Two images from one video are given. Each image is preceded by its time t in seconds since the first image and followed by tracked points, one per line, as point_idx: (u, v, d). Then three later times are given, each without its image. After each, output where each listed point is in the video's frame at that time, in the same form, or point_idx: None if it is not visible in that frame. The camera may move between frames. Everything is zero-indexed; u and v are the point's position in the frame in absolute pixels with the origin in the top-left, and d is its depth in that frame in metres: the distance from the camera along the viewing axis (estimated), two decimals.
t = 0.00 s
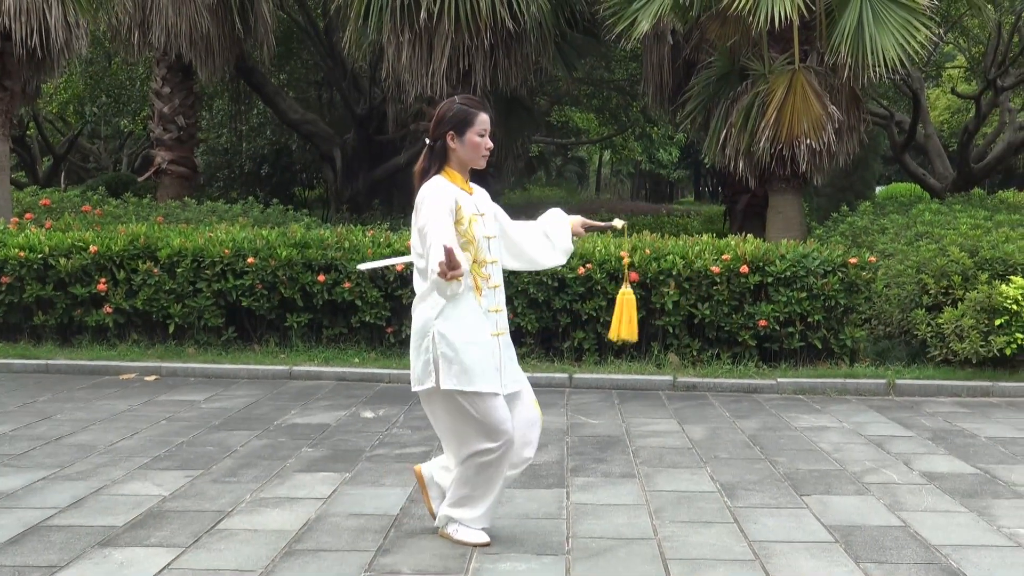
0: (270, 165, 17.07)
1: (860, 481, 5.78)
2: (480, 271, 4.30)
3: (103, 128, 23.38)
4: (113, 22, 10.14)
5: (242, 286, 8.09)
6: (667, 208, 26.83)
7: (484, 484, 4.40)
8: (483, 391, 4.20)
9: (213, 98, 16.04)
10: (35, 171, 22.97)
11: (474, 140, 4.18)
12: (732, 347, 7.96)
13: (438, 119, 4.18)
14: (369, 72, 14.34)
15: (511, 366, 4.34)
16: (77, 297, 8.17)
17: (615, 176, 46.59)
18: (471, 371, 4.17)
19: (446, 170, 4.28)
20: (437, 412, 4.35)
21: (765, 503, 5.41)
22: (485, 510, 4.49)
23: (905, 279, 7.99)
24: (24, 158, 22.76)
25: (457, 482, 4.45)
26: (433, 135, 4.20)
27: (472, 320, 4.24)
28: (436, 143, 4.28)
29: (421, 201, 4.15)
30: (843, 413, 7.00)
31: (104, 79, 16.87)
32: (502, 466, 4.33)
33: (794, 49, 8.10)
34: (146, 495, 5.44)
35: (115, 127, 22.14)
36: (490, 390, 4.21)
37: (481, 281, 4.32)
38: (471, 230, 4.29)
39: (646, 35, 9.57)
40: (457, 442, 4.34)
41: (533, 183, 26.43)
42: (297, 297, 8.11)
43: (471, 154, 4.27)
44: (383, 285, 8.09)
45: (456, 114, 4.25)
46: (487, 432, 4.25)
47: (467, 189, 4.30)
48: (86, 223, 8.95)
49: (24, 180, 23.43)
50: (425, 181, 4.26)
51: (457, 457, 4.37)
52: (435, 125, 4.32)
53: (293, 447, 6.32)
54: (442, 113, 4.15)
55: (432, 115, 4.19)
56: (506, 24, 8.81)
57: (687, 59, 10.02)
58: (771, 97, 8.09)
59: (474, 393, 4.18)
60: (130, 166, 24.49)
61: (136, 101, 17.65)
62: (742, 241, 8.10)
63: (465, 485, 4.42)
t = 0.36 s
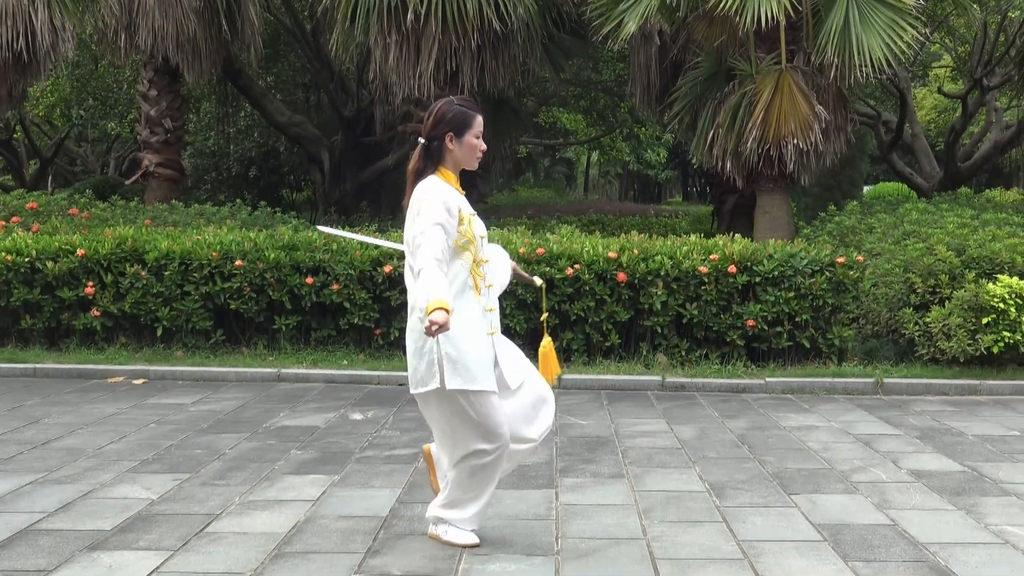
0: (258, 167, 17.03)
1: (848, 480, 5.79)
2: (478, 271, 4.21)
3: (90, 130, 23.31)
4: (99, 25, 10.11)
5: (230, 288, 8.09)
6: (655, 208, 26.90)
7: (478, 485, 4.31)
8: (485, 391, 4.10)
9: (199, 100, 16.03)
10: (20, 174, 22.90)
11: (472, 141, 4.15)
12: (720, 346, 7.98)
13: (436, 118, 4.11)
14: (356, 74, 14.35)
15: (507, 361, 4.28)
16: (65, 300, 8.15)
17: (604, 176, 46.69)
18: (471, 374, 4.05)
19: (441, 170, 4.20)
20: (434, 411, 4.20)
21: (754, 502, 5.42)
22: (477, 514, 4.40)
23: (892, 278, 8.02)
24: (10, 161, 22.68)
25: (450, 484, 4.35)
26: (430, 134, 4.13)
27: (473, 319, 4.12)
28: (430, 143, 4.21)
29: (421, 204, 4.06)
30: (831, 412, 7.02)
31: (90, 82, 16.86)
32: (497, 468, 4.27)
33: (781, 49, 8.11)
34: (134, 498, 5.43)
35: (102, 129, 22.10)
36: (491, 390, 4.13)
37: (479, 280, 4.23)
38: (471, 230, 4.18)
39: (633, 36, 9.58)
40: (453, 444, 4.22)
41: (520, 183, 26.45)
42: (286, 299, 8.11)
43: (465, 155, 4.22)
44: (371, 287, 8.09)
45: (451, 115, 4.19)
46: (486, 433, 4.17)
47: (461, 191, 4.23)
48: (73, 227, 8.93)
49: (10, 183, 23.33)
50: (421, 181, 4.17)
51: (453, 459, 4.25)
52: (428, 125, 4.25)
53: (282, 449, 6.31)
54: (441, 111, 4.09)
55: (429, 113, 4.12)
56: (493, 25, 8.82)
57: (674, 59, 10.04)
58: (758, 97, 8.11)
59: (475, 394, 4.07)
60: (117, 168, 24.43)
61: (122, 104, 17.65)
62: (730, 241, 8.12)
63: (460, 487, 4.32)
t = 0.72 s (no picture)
0: (247, 167, 17.01)
1: (837, 479, 5.79)
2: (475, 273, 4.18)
3: (79, 131, 23.27)
4: (86, 27, 10.10)
5: (219, 289, 8.09)
6: (645, 207, 26.96)
7: (477, 481, 4.34)
8: (486, 393, 4.10)
9: (187, 102, 16.01)
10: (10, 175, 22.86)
11: (471, 143, 4.09)
12: (709, 346, 8.00)
13: (436, 119, 4.01)
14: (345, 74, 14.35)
15: (504, 357, 4.27)
16: (53, 302, 8.14)
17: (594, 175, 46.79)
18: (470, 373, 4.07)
19: (438, 173, 4.08)
20: (433, 411, 4.18)
21: (743, 502, 5.42)
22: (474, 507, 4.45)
23: (881, 277, 8.03)
24: None
25: (447, 481, 4.36)
26: (430, 135, 4.02)
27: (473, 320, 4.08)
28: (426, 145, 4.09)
29: (424, 207, 3.93)
30: (820, 411, 7.03)
31: (78, 83, 16.85)
32: (495, 466, 4.29)
33: (769, 48, 8.13)
34: (123, 501, 5.42)
35: (91, 131, 22.06)
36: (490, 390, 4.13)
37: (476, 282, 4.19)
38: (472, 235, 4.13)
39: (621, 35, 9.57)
40: (452, 444, 4.21)
41: (510, 182, 26.49)
42: (275, 300, 8.11)
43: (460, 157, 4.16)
44: (360, 287, 8.10)
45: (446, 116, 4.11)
46: (486, 435, 4.16)
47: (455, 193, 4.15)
48: (62, 228, 8.92)
49: None
50: (421, 183, 4.03)
51: (451, 459, 4.25)
52: (422, 127, 4.12)
53: (271, 451, 6.30)
54: (441, 112, 4.00)
55: (428, 114, 4.00)
56: (481, 26, 8.82)
57: (662, 59, 10.06)
58: (746, 96, 8.12)
59: (476, 397, 4.06)
60: (106, 170, 24.41)
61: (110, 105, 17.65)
62: (719, 241, 8.13)
63: (458, 484, 4.34)
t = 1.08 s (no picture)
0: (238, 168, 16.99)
1: (826, 480, 5.79)
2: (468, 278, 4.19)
3: (69, 132, 23.21)
4: (76, 27, 10.08)
5: (208, 290, 8.08)
6: (636, 208, 27.02)
7: (469, 487, 4.37)
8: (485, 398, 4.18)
9: (177, 102, 15.96)
10: None
11: (462, 153, 4.13)
12: (699, 347, 8.00)
13: (434, 127, 3.98)
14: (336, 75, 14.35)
15: (495, 360, 4.37)
16: (42, 303, 8.12)
17: (586, 176, 46.86)
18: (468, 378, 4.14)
19: (434, 182, 4.05)
20: (434, 416, 4.22)
21: (732, 503, 5.42)
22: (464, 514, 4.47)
23: (870, 278, 8.05)
24: None
25: (441, 485, 4.38)
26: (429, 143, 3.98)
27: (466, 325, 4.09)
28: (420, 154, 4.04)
29: (428, 214, 3.89)
30: (809, 412, 7.04)
31: (68, 83, 16.82)
32: (491, 472, 4.34)
33: (759, 49, 8.14)
34: (110, 502, 5.40)
35: (81, 131, 22.02)
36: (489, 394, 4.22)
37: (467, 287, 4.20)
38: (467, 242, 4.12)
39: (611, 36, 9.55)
40: (450, 448, 4.25)
41: (501, 183, 26.51)
42: (264, 301, 8.10)
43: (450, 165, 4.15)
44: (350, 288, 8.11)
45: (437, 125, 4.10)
46: (487, 439, 4.23)
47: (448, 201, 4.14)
48: (50, 229, 8.89)
49: None
50: (420, 192, 3.96)
51: (449, 464, 4.28)
52: (413, 135, 4.06)
53: (259, 451, 6.29)
54: (440, 120, 3.99)
55: (427, 121, 3.97)
56: (471, 27, 8.82)
57: (653, 60, 10.06)
58: (736, 98, 8.13)
59: (479, 401, 4.12)
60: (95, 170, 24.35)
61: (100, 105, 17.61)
62: (709, 242, 8.13)
63: (452, 489, 4.36)
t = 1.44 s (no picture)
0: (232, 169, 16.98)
1: (821, 480, 5.78)
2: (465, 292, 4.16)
3: (61, 133, 23.17)
4: (69, 28, 10.07)
5: (202, 291, 8.07)
6: (629, 208, 27.05)
7: (472, 490, 4.43)
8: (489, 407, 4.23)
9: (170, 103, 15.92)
10: None
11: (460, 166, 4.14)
12: (694, 346, 8.00)
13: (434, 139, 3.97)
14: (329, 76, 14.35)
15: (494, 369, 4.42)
16: (36, 305, 8.11)
17: (580, 176, 46.91)
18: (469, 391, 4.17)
19: (433, 193, 4.04)
20: (439, 423, 4.26)
21: (727, 503, 5.41)
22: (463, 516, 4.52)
23: (865, 277, 8.06)
24: None
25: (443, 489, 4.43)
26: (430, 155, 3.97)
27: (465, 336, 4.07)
28: (419, 166, 4.02)
29: (428, 226, 3.85)
30: (803, 412, 7.04)
31: (61, 84, 16.80)
32: (494, 478, 4.40)
33: (753, 49, 8.15)
34: (105, 504, 5.39)
35: (75, 133, 22.03)
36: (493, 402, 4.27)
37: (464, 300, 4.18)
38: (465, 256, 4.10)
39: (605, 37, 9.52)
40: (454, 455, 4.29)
41: (495, 183, 26.52)
42: (259, 302, 8.10)
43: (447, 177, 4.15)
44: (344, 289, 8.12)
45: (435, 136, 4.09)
46: (492, 447, 4.28)
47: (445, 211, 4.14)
48: (44, 230, 8.88)
49: None
50: (420, 203, 3.93)
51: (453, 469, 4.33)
52: (412, 148, 4.05)
53: (254, 453, 6.27)
54: (440, 132, 3.99)
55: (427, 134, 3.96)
56: (465, 27, 8.83)
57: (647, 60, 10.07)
58: (730, 97, 8.14)
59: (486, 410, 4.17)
60: (88, 171, 24.31)
61: (94, 106, 17.59)
62: (703, 241, 8.13)
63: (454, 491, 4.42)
